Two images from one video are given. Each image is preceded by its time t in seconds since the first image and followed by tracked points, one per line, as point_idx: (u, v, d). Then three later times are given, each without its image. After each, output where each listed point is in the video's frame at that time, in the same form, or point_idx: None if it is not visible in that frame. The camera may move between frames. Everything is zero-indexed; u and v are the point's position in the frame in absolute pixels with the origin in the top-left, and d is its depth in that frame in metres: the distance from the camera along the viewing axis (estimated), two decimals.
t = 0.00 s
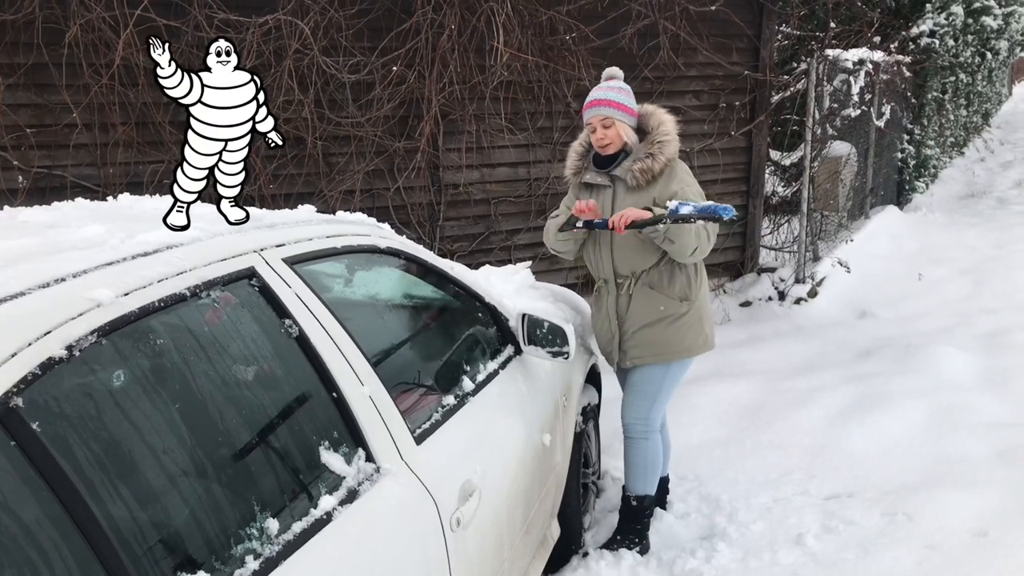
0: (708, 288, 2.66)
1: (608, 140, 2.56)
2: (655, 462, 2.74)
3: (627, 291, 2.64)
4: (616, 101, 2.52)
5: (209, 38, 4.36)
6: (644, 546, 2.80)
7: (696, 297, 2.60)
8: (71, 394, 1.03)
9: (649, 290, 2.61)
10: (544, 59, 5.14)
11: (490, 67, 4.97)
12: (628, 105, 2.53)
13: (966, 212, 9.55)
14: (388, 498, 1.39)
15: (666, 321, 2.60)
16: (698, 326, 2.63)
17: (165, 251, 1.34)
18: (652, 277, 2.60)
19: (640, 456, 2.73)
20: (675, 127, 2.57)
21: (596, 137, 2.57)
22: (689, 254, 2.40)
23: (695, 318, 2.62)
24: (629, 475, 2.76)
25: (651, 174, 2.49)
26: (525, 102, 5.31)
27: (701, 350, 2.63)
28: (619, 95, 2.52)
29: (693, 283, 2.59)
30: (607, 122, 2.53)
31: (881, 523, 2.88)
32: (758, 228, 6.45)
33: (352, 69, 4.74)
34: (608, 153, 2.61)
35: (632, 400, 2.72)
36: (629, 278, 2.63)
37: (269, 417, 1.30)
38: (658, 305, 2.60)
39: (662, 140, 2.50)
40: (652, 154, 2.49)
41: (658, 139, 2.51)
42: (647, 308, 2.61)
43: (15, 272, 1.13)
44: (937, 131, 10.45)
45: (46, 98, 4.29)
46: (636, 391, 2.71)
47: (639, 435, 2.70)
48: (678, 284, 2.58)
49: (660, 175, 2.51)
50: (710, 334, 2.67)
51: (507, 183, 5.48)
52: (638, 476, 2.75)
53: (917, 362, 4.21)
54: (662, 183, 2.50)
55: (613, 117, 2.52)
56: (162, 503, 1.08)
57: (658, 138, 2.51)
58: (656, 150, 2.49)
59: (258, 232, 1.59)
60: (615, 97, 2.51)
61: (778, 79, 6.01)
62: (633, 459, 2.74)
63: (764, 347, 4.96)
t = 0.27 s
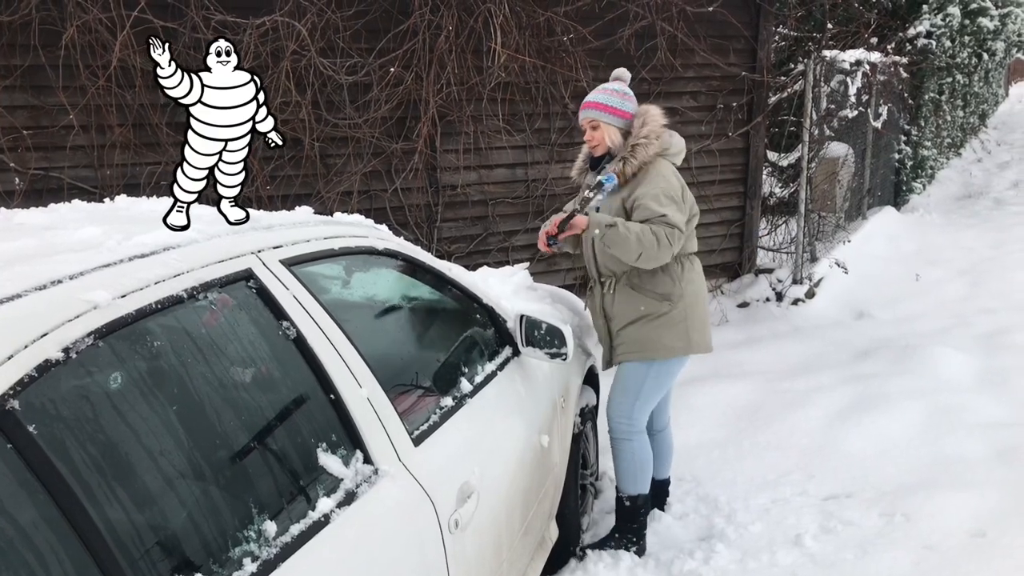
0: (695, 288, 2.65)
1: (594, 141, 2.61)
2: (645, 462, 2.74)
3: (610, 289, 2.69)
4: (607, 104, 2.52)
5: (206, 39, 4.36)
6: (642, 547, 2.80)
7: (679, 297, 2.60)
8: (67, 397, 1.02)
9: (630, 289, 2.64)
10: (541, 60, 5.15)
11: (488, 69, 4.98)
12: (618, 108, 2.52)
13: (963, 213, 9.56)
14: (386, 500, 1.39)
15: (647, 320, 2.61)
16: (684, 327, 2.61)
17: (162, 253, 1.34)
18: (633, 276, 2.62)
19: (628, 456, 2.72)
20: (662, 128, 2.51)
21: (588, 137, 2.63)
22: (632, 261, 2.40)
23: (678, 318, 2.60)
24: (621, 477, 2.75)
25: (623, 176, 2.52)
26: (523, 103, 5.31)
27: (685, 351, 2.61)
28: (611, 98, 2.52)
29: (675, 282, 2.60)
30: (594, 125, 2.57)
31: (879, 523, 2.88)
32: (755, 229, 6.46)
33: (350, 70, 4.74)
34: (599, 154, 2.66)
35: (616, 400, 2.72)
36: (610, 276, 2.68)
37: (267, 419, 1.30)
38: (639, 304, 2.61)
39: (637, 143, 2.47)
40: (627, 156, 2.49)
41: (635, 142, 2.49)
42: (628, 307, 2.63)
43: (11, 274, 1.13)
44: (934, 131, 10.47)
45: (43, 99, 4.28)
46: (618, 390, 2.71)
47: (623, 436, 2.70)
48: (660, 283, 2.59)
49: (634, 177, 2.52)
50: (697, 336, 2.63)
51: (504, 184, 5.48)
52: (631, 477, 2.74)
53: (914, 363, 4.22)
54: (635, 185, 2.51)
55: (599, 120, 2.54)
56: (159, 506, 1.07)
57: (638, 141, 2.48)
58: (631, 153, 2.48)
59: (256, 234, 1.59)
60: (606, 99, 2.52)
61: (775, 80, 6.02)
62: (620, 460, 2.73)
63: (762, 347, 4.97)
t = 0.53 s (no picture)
0: (678, 290, 2.59)
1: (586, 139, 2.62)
2: (639, 466, 2.72)
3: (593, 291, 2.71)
4: (596, 103, 2.50)
5: (204, 38, 4.36)
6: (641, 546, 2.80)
7: (659, 301, 2.56)
8: (65, 396, 1.02)
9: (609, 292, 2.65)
10: (539, 59, 5.15)
11: (485, 68, 4.98)
12: (606, 109, 2.49)
13: (962, 211, 9.57)
14: (384, 499, 1.39)
15: (627, 323, 2.61)
16: (666, 330, 2.58)
17: (160, 252, 1.34)
18: (615, 279, 2.62)
19: (619, 461, 2.72)
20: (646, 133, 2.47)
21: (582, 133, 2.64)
22: (571, 256, 2.46)
23: (658, 322, 2.57)
24: (614, 482, 2.73)
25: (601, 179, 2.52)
26: (521, 102, 5.30)
27: (664, 355, 2.59)
28: (600, 97, 2.50)
29: (652, 285, 2.57)
30: (586, 124, 2.57)
31: (877, 521, 2.88)
32: (753, 227, 6.47)
33: (348, 69, 4.73)
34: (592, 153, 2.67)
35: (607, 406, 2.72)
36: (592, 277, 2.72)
37: (265, 418, 1.30)
38: (619, 308, 2.62)
39: (619, 147, 2.45)
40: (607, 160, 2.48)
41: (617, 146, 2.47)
42: (608, 310, 2.65)
43: (8, 273, 1.12)
44: (932, 130, 10.48)
45: (40, 99, 4.27)
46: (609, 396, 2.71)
47: (614, 441, 2.69)
48: (638, 287, 2.58)
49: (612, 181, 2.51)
50: (678, 340, 2.59)
51: (503, 183, 5.48)
52: (623, 482, 2.72)
53: (912, 362, 4.22)
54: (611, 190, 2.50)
55: (587, 119, 2.54)
56: (157, 505, 1.07)
57: (620, 145, 2.46)
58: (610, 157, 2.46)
59: (254, 233, 1.59)
60: (595, 98, 2.50)
61: (773, 78, 6.03)
62: (613, 466, 2.72)
63: (761, 345, 4.97)
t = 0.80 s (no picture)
0: (669, 294, 2.60)
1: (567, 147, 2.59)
2: (633, 470, 2.72)
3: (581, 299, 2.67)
4: (573, 113, 2.46)
5: (200, 37, 4.34)
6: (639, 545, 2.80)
7: (652, 306, 2.57)
8: (60, 397, 1.02)
9: (600, 300, 2.62)
10: (537, 58, 5.14)
11: (482, 66, 4.98)
12: (585, 117, 2.46)
13: (958, 209, 9.59)
14: (381, 498, 1.38)
15: (621, 330, 2.60)
16: (659, 334, 2.59)
17: (155, 251, 1.33)
18: (604, 287, 2.60)
19: (612, 466, 2.71)
20: (634, 139, 2.46)
21: (563, 140, 2.61)
22: (583, 274, 2.40)
23: (652, 327, 2.58)
24: (609, 485, 2.73)
25: (592, 188, 2.48)
26: (519, 101, 5.30)
27: (661, 358, 2.60)
28: (578, 105, 2.45)
29: (644, 291, 2.57)
30: (565, 132, 2.54)
31: (875, 520, 2.89)
32: (751, 226, 6.47)
33: (345, 67, 4.72)
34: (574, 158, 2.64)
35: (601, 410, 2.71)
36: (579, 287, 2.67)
37: (262, 418, 1.29)
38: (611, 315, 2.59)
39: (607, 158, 2.43)
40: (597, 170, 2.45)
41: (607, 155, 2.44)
42: (599, 319, 2.62)
43: (3, 273, 1.12)
44: (929, 128, 10.50)
45: (36, 97, 4.25)
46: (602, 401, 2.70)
47: (609, 446, 2.69)
48: (630, 293, 2.57)
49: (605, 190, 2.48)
50: (673, 341, 2.61)
51: (500, 182, 5.48)
52: (618, 486, 2.72)
53: (909, 360, 4.23)
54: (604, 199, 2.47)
55: (567, 129, 2.51)
56: (153, 506, 1.07)
57: (610, 154, 2.43)
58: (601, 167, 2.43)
59: (252, 232, 1.59)
60: (572, 107, 2.46)
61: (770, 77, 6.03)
62: (607, 470, 2.72)
63: (759, 344, 4.97)
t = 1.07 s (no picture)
0: (671, 300, 2.61)
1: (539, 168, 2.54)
2: (639, 477, 2.73)
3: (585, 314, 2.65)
4: (543, 131, 2.43)
5: (199, 38, 4.34)
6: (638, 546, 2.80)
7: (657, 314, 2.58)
8: (60, 400, 1.02)
9: (603, 313, 2.60)
10: (535, 58, 5.14)
11: (481, 67, 4.98)
12: (556, 135, 2.43)
13: (957, 209, 9.60)
14: (381, 500, 1.38)
15: (629, 340, 2.60)
16: (665, 340, 2.61)
17: (153, 253, 1.33)
18: (608, 301, 2.58)
19: (620, 473, 2.71)
20: (613, 147, 2.47)
21: (529, 160, 2.56)
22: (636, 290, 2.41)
23: (659, 333, 2.60)
24: (612, 490, 2.73)
25: (586, 206, 2.46)
26: (518, 101, 5.30)
27: (670, 363, 2.62)
28: (547, 123, 2.42)
29: (648, 300, 2.56)
30: (535, 153, 2.50)
31: (874, 520, 2.89)
32: (750, 225, 6.48)
33: (344, 68, 4.72)
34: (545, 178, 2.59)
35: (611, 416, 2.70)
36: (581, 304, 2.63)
37: (261, 420, 1.30)
38: (618, 327, 2.59)
39: (594, 170, 2.42)
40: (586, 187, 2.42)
41: (591, 170, 2.42)
42: (605, 332, 2.60)
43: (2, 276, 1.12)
44: (928, 128, 10.51)
45: (34, 99, 4.25)
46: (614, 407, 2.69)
47: (618, 451, 2.69)
48: (634, 304, 2.56)
49: (600, 205, 2.47)
50: (680, 344, 2.65)
51: (499, 182, 5.48)
52: (623, 491, 2.72)
53: (907, 360, 4.23)
54: (600, 213, 2.47)
55: (538, 149, 2.47)
56: (152, 509, 1.07)
57: (594, 167, 2.42)
58: (590, 182, 2.41)
59: (251, 233, 1.59)
60: (541, 126, 2.43)
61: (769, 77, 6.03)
62: (614, 475, 2.72)
63: (758, 344, 4.98)
